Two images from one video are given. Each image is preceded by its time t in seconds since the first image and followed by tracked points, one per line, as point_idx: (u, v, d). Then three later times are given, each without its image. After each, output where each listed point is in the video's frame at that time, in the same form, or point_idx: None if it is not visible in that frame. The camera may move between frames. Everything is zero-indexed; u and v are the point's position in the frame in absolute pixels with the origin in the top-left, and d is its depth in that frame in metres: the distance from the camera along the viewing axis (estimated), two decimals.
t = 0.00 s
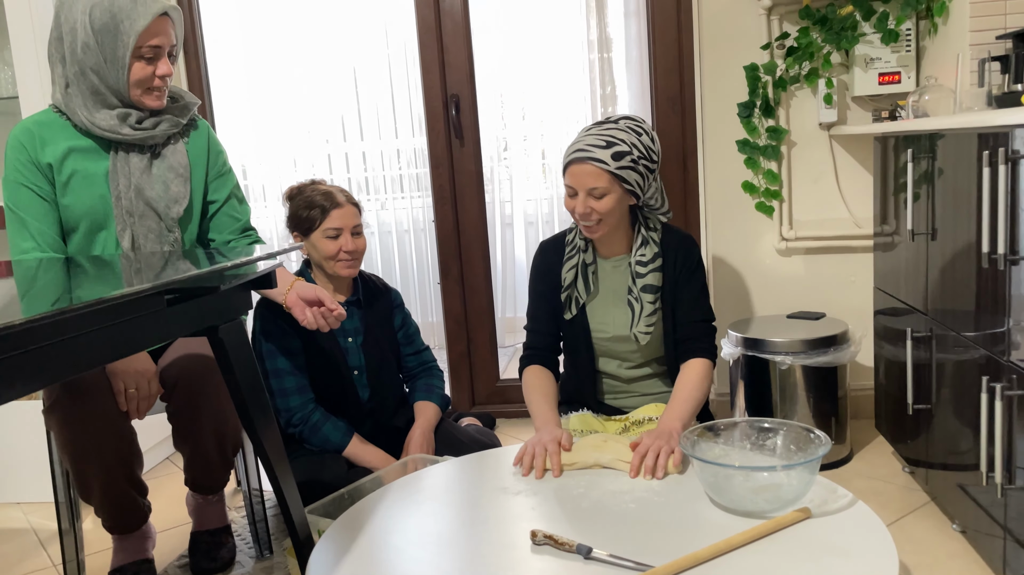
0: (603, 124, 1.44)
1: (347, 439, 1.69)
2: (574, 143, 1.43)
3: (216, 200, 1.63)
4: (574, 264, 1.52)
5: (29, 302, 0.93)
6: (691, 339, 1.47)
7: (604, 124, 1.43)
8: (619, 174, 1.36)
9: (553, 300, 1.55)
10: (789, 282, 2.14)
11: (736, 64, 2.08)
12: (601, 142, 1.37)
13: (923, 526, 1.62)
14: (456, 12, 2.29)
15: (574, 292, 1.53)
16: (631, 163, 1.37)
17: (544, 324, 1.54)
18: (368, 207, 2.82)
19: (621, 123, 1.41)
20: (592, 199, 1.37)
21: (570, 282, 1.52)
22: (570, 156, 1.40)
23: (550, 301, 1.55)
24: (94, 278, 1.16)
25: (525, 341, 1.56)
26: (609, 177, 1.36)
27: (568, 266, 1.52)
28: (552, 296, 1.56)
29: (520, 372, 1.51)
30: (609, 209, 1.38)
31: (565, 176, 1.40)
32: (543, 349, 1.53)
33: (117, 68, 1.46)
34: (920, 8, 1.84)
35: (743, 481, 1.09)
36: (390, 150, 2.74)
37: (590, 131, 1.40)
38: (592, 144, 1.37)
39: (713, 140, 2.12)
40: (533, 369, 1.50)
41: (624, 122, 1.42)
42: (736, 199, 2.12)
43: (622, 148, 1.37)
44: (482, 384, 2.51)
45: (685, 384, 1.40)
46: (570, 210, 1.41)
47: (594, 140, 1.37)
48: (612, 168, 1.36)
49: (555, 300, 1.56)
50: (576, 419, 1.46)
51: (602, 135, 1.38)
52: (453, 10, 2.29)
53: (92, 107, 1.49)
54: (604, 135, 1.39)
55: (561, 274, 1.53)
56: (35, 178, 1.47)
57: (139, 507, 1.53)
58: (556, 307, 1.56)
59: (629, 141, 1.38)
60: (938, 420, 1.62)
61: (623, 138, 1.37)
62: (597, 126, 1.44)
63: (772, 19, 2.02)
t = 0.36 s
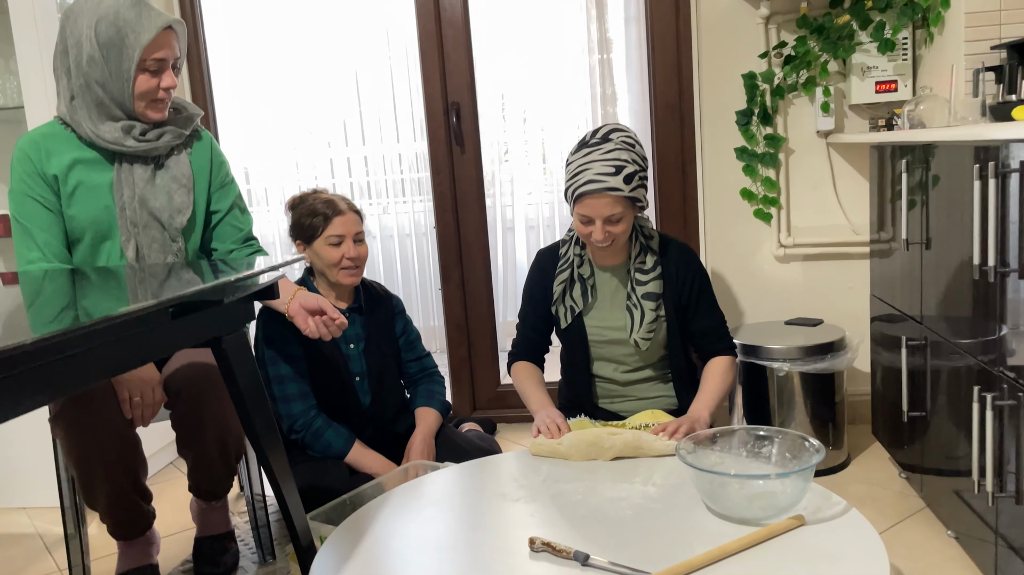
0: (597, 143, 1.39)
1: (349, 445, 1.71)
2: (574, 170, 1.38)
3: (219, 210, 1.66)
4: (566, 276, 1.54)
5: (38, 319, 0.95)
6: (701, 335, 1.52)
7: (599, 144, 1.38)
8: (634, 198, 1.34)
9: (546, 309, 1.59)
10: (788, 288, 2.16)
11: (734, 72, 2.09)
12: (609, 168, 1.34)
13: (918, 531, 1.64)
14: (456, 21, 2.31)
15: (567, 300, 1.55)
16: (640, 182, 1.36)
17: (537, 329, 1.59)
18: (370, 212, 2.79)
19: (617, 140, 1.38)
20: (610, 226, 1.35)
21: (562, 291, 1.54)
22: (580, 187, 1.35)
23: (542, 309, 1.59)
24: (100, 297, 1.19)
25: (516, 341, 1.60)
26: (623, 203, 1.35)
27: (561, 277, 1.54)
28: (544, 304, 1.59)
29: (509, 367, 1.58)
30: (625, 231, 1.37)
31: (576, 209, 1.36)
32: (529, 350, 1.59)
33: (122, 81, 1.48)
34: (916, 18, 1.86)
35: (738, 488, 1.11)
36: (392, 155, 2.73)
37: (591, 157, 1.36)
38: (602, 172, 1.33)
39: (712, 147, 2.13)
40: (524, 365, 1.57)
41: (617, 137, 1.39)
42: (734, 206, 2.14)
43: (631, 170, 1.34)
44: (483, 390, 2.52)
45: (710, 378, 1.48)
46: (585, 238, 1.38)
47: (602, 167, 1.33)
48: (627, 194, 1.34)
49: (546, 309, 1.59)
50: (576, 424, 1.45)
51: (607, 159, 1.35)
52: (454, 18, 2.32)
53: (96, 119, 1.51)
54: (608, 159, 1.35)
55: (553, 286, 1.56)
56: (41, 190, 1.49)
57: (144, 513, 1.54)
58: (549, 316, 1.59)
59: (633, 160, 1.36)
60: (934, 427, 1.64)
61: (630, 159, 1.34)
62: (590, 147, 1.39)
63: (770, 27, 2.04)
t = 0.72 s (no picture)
0: (603, 137, 1.41)
1: (364, 429, 1.73)
2: (582, 164, 1.40)
3: (235, 201, 1.70)
4: (574, 267, 1.58)
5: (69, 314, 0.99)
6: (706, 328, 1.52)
7: (606, 138, 1.41)
8: (641, 191, 1.37)
9: (553, 300, 1.62)
10: (794, 275, 2.18)
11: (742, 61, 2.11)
12: (617, 163, 1.36)
13: (919, 515, 1.67)
14: (466, 9, 2.33)
15: (574, 291, 1.58)
16: (646, 176, 1.39)
17: (543, 317, 1.61)
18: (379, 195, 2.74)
19: (625, 133, 1.40)
20: (617, 220, 1.38)
21: (569, 283, 1.58)
22: (588, 181, 1.37)
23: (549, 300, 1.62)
24: (120, 284, 1.24)
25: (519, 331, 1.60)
26: (631, 197, 1.37)
27: (569, 268, 1.58)
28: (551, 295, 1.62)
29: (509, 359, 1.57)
30: (631, 223, 1.40)
31: (583, 202, 1.39)
32: (532, 341, 1.58)
33: (140, 75, 1.52)
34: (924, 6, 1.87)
35: (743, 475, 1.15)
36: (401, 139, 2.71)
37: (599, 150, 1.38)
38: (610, 168, 1.36)
39: (720, 135, 2.15)
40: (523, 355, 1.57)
41: (624, 130, 1.41)
42: (742, 194, 2.16)
43: (638, 164, 1.37)
44: (492, 373, 2.57)
45: (705, 368, 1.46)
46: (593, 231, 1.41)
47: (611, 162, 1.36)
48: (635, 188, 1.36)
49: (553, 301, 1.62)
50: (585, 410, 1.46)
51: (614, 154, 1.37)
52: (463, 7, 2.33)
53: (114, 113, 1.55)
54: (616, 154, 1.37)
55: (561, 278, 1.60)
56: (62, 183, 1.53)
57: (165, 498, 1.59)
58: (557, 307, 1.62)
59: (639, 153, 1.39)
60: (935, 413, 1.68)
61: (638, 153, 1.36)
62: (597, 141, 1.41)
63: (779, 16, 2.04)
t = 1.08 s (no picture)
0: (587, 169, 1.47)
1: (357, 440, 1.76)
2: (565, 197, 1.45)
3: (231, 222, 1.74)
4: (561, 292, 1.61)
5: (71, 341, 1.04)
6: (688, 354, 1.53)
7: (589, 170, 1.46)
8: (624, 222, 1.42)
9: (540, 323, 1.64)
10: (778, 291, 2.24)
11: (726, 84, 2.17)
12: (600, 195, 1.41)
13: (894, 528, 1.72)
14: (458, 31, 2.38)
15: (561, 314, 1.62)
16: (629, 206, 1.44)
17: (531, 340, 1.62)
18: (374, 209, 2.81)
19: (607, 165, 1.45)
20: (601, 249, 1.43)
21: (555, 307, 1.61)
22: (572, 214, 1.42)
23: (535, 323, 1.64)
24: (120, 306, 1.28)
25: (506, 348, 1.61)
26: (614, 227, 1.42)
27: (555, 293, 1.61)
28: (538, 318, 1.65)
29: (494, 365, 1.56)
30: (615, 252, 1.45)
31: (567, 233, 1.43)
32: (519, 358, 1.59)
33: (139, 102, 1.58)
34: (902, 34, 1.94)
35: (720, 491, 1.19)
36: (395, 154, 2.76)
37: (582, 184, 1.43)
38: (593, 200, 1.40)
39: (705, 155, 2.21)
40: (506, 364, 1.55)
41: (605, 163, 1.47)
42: (726, 213, 2.22)
43: (621, 196, 1.42)
44: (484, 387, 2.61)
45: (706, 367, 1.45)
46: (578, 260, 1.46)
47: (593, 195, 1.41)
48: (618, 220, 1.41)
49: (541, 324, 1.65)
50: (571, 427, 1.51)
51: (597, 186, 1.42)
52: (455, 29, 2.39)
53: (114, 138, 1.60)
54: (599, 186, 1.42)
55: (547, 302, 1.63)
56: (63, 208, 1.58)
57: (162, 511, 1.64)
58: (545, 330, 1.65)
59: (622, 184, 1.44)
60: (909, 429, 1.73)
61: (620, 185, 1.42)
62: (581, 173, 1.46)
63: (761, 40, 2.11)
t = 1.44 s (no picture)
0: (578, 190, 1.49)
1: (353, 446, 1.77)
2: (555, 218, 1.47)
3: (226, 233, 1.78)
4: (552, 311, 1.63)
5: (67, 351, 1.07)
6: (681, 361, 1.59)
7: (580, 191, 1.48)
8: (615, 244, 1.44)
9: (533, 342, 1.67)
10: (769, 300, 2.27)
11: (717, 95, 2.21)
12: (590, 217, 1.43)
13: (880, 536, 1.74)
14: (453, 41, 2.42)
15: (552, 333, 1.64)
16: (620, 227, 1.46)
17: (526, 359, 1.67)
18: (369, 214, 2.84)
19: (597, 187, 1.48)
20: (592, 269, 1.46)
21: (546, 326, 1.64)
22: (562, 236, 1.44)
23: (528, 341, 1.67)
24: (116, 316, 1.30)
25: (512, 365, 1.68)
26: (605, 249, 1.44)
27: (546, 312, 1.63)
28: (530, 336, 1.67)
29: (511, 388, 1.65)
30: (605, 272, 1.48)
31: (559, 254, 1.45)
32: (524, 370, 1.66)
33: (139, 117, 1.63)
34: (889, 47, 1.99)
35: (705, 502, 1.15)
36: (392, 159, 2.78)
37: (573, 207, 1.45)
38: (584, 222, 1.43)
39: (697, 167, 2.24)
40: (525, 380, 1.64)
41: (596, 184, 1.49)
42: (717, 223, 2.26)
43: (611, 218, 1.44)
44: (478, 394, 2.64)
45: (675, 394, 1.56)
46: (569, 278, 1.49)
47: (584, 217, 1.43)
48: (609, 242, 1.43)
49: (532, 342, 1.67)
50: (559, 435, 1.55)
51: (587, 208, 1.44)
52: (450, 40, 2.42)
53: (111, 152, 1.65)
54: (589, 208, 1.44)
55: (539, 321, 1.65)
56: (61, 220, 1.63)
57: (158, 518, 1.66)
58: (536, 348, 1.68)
59: (612, 206, 1.46)
60: (894, 438, 1.75)
61: (610, 207, 1.44)
62: (573, 194, 1.48)
63: (751, 52, 2.14)
